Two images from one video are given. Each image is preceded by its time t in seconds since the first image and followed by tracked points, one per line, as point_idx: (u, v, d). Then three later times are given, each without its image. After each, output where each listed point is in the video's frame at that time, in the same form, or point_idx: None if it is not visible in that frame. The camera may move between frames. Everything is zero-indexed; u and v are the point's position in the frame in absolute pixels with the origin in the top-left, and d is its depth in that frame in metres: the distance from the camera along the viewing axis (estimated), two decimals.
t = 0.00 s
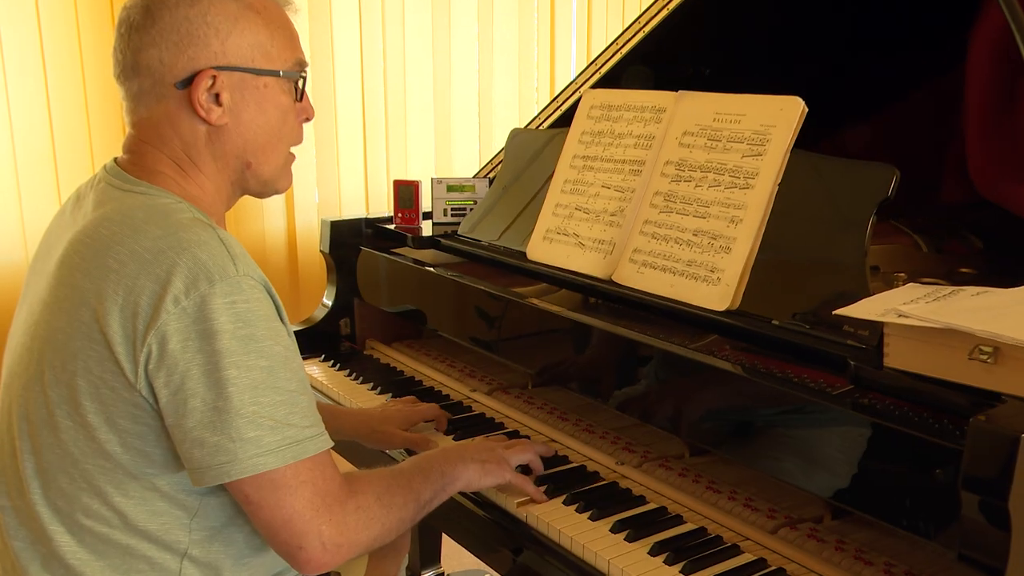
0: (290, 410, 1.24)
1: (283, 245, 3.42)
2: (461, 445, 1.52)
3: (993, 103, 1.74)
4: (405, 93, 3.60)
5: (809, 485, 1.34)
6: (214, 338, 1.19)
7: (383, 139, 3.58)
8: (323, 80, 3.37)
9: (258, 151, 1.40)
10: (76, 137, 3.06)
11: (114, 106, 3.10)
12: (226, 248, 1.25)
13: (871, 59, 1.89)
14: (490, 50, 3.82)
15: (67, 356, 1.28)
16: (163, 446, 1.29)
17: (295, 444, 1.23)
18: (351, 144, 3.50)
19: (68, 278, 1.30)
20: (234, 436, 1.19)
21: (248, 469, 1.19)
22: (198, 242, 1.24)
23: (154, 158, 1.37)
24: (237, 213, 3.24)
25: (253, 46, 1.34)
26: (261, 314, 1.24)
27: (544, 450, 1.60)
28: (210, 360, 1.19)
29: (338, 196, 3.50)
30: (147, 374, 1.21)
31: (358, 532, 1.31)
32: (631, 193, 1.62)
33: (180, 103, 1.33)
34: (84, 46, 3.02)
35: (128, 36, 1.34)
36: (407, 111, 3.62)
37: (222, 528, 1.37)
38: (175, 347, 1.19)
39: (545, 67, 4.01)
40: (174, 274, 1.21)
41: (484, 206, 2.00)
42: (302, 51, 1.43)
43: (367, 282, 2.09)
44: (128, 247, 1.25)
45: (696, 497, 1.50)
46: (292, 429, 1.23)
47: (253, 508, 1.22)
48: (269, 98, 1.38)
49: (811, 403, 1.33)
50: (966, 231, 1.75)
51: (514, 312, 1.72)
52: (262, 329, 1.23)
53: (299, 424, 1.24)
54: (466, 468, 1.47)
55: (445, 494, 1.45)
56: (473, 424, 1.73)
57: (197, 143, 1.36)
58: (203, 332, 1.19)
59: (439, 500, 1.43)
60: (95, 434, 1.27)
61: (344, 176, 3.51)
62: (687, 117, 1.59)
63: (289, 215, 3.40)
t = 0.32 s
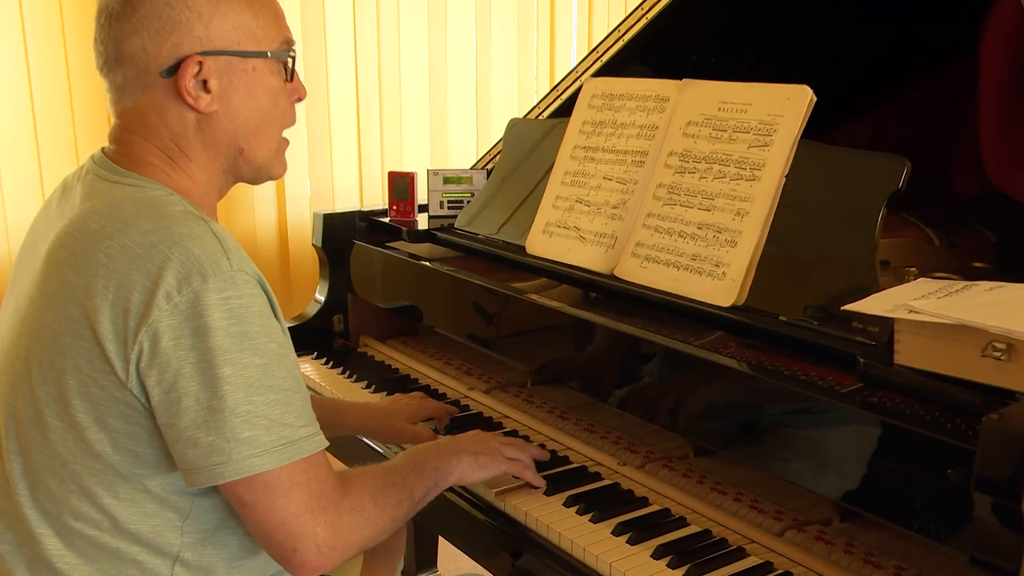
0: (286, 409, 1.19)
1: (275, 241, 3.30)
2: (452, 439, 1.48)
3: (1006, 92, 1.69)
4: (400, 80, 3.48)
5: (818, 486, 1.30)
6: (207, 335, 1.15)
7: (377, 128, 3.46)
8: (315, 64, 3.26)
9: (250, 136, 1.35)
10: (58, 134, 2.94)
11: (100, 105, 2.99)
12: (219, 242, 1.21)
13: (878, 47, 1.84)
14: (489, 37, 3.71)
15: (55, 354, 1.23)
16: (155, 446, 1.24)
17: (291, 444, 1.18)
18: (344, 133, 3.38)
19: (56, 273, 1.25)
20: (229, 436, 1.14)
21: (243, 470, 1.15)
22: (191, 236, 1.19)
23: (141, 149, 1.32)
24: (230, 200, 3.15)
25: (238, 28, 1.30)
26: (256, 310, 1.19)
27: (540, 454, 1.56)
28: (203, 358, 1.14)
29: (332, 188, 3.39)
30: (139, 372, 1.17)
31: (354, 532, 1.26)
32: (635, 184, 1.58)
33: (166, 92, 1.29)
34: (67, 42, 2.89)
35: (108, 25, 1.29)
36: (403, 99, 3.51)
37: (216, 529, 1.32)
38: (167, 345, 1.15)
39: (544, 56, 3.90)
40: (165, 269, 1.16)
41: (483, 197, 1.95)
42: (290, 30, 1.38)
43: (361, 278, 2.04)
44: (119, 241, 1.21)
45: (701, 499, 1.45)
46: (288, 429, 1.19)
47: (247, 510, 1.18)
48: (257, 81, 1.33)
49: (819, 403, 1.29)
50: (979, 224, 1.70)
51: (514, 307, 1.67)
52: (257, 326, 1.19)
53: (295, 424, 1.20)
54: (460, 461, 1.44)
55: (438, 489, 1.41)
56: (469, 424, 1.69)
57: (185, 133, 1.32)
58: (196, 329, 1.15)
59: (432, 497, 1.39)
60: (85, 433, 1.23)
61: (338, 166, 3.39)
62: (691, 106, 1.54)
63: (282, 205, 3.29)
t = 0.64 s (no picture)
0: (270, 413, 1.15)
1: (266, 249, 3.26)
2: (436, 441, 1.44)
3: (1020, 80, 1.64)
4: (395, 68, 3.43)
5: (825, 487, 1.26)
6: (191, 336, 1.10)
7: (372, 118, 3.42)
8: (306, 51, 3.21)
9: (239, 125, 1.31)
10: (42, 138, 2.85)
11: (86, 109, 2.91)
12: (205, 238, 1.16)
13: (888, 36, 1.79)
14: (486, 24, 3.65)
15: (36, 352, 1.19)
16: (135, 448, 1.20)
17: (274, 449, 1.15)
18: (337, 123, 3.34)
19: (35, 268, 1.21)
20: (211, 440, 1.11)
21: (225, 476, 1.11)
22: (176, 232, 1.15)
23: (126, 140, 1.27)
24: (221, 193, 3.10)
25: (225, 13, 1.25)
26: (242, 310, 1.15)
27: (524, 447, 1.52)
28: (186, 359, 1.10)
29: (325, 178, 3.34)
30: (119, 373, 1.13)
31: (335, 542, 1.22)
32: (636, 175, 1.53)
33: (151, 81, 1.24)
34: (53, 30, 2.79)
35: (89, 11, 1.24)
36: (397, 88, 3.45)
37: (199, 536, 1.28)
38: (149, 345, 1.11)
39: (544, 42, 3.82)
40: (148, 266, 1.12)
41: (479, 189, 1.91)
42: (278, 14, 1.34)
43: (355, 273, 1.99)
44: (99, 236, 1.16)
45: (704, 499, 1.42)
46: (272, 434, 1.15)
47: (225, 517, 1.14)
48: (245, 68, 1.29)
49: (827, 400, 1.24)
50: (992, 216, 1.65)
51: (511, 303, 1.63)
52: (242, 326, 1.15)
53: (279, 429, 1.16)
54: (444, 464, 1.40)
55: (422, 493, 1.37)
56: (466, 422, 1.65)
57: (172, 122, 1.27)
58: (179, 329, 1.11)
59: (416, 501, 1.36)
60: (64, 435, 1.19)
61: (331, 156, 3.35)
62: (694, 94, 1.50)
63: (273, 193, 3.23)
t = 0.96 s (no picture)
0: (261, 414, 1.11)
1: (256, 239, 3.25)
2: (436, 433, 1.41)
3: None
4: (389, 55, 3.37)
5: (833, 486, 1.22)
6: (179, 336, 1.06)
7: (365, 107, 3.36)
8: (297, 37, 3.16)
9: (228, 114, 1.26)
10: (24, 125, 2.80)
11: (70, 95, 2.84)
12: (194, 234, 1.12)
13: (897, 22, 1.74)
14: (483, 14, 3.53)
15: (19, 350, 1.15)
16: (123, 450, 1.16)
17: (265, 452, 1.11)
18: (328, 110, 3.30)
19: (18, 262, 1.17)
20: (200, 442, 1.07)
21: (215, 479, 1.08)
22: (164, 228, 1.10)
23: (112, 130, 1.23)
24: (208, 182, 3.09)
25: None
26: (233, 308, 1.11)
27: (528, 453, 1.47)
28: (174, 359, 1.06)
29: (316, 168, 3.31)
30: (106, 373, 1.09)
31: (330, 543, 1.18)
32: (639, 164, 1.49)
33: (137, 68, 1.20)
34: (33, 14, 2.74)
35: None
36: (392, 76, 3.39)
37: (188, 536, 1.25)
38: (136, 344, 1.07)
39: (544, 27, 3.63)
40: (136, 262, 1.08)
41: (476, 179, 1.86)
42: None
43: (346, 266, 1.94)
44: (86, 231, 1.12)
45: (708, 499, 1.37)
46: (263, 436, 1.11)
47: (218, 520, 1.11)
48: (235, 55, 1.24)
49: (835, 396, 1.20)
50: (1005, 208, 1.60)
51: (510, 297, 1.59)
52: (233, 325, 1.10)
53: (270, 431, 1.12)
54: (444, 458, 1.37)
55: (421, 489, 1.34)
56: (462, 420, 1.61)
57: (159, 111, 1.23)
58: (168, 328, 1.07)
59: (413, 498, 1.32)
60: (49, 435, 1.15)
61: (322, 145, 3.31)
62: (699, 81, 1.45)
63: (263, 178, 3.21)
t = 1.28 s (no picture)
0: (249, 414, 1.08)
1: (248, 234, 3.19)
2: (426, 438, 1.36)
3: None
4: (385, 39, 3.30)
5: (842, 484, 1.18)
6: (166, 331, 1.02)
7: (361, 94, 3.31)
8: (290, 18, 3.10)
9: (217, 99, 1.22)
10: (6, 113, 2.74)
11: (54, 82, 2.79)
12: (183, 226, 1.08)
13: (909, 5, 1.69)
14: None
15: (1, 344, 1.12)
16: (106, 448, 1.12)
17: (253, 452, 1.07)
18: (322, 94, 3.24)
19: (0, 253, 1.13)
20: (186, 442, 1.03)
21: (201, 480, 1.04)
22: (152, 219, 1.06)
23: (98, 116, 1.19)
24: (198, 171, 3.03)
25: None
26: (223, 303, 1.07)
27: (528, 450, 1.42)
28: (161, 355, 1.03)
29: (310, 155, 3.25)
30: (90, 369, 1.05)
31: (316, 551, 1.15)
32: (642, 152, 1.44)
33: (122, 53, 1.16)
34: None
35: None
36: (387, 59, 3.32)
37: (173, 538, 1.21)
38: (122, 340, 1.03)
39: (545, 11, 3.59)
40: (122, 255, 1.04)
41: (474, 167, 1.82)
42: None
43: (341, 256, 1.90)
44: (71, 222, 1.08)
45: (714, 497, 1.33)
46: (251, 436, 1.07)
47: (200, 523, 1.07)
48: (223, 38, 1.20)
49: (844, 391, 1.16)
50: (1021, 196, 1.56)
51: (509, 290, 1.55)
52: (222, 320, 1.07)
53: (258, 431, 1.08)
54: (436, 464, 1.32)
55: (412, 497, 1.30)
56: (461, 417, 1.57)
57: (145, 98, 1.19)
58: (154, 324, 1.03)
59: (403, 507, 1.28)
60: (31, 433, 1.12)
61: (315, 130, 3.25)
62: (705, 66, 1.41)
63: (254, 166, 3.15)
